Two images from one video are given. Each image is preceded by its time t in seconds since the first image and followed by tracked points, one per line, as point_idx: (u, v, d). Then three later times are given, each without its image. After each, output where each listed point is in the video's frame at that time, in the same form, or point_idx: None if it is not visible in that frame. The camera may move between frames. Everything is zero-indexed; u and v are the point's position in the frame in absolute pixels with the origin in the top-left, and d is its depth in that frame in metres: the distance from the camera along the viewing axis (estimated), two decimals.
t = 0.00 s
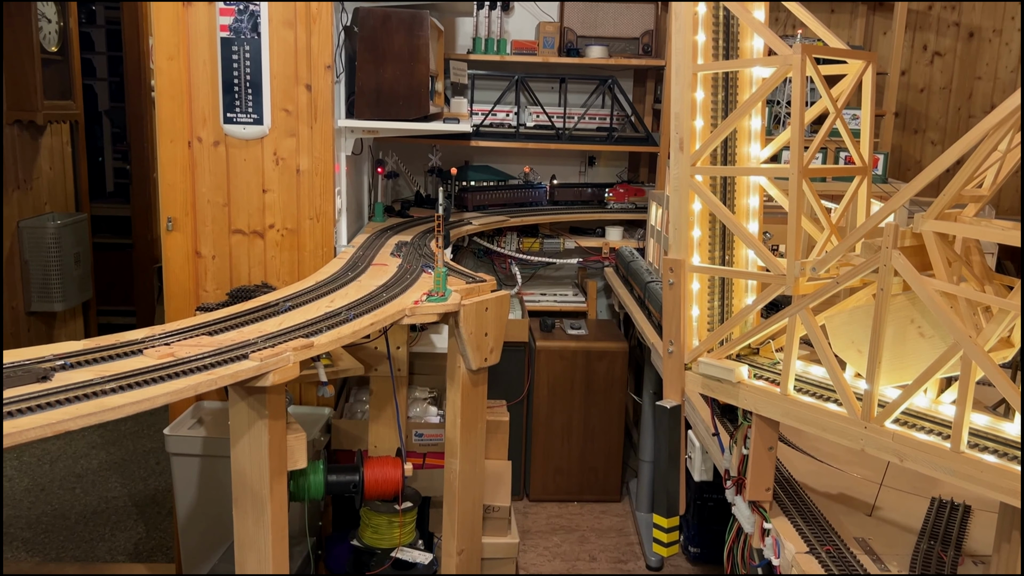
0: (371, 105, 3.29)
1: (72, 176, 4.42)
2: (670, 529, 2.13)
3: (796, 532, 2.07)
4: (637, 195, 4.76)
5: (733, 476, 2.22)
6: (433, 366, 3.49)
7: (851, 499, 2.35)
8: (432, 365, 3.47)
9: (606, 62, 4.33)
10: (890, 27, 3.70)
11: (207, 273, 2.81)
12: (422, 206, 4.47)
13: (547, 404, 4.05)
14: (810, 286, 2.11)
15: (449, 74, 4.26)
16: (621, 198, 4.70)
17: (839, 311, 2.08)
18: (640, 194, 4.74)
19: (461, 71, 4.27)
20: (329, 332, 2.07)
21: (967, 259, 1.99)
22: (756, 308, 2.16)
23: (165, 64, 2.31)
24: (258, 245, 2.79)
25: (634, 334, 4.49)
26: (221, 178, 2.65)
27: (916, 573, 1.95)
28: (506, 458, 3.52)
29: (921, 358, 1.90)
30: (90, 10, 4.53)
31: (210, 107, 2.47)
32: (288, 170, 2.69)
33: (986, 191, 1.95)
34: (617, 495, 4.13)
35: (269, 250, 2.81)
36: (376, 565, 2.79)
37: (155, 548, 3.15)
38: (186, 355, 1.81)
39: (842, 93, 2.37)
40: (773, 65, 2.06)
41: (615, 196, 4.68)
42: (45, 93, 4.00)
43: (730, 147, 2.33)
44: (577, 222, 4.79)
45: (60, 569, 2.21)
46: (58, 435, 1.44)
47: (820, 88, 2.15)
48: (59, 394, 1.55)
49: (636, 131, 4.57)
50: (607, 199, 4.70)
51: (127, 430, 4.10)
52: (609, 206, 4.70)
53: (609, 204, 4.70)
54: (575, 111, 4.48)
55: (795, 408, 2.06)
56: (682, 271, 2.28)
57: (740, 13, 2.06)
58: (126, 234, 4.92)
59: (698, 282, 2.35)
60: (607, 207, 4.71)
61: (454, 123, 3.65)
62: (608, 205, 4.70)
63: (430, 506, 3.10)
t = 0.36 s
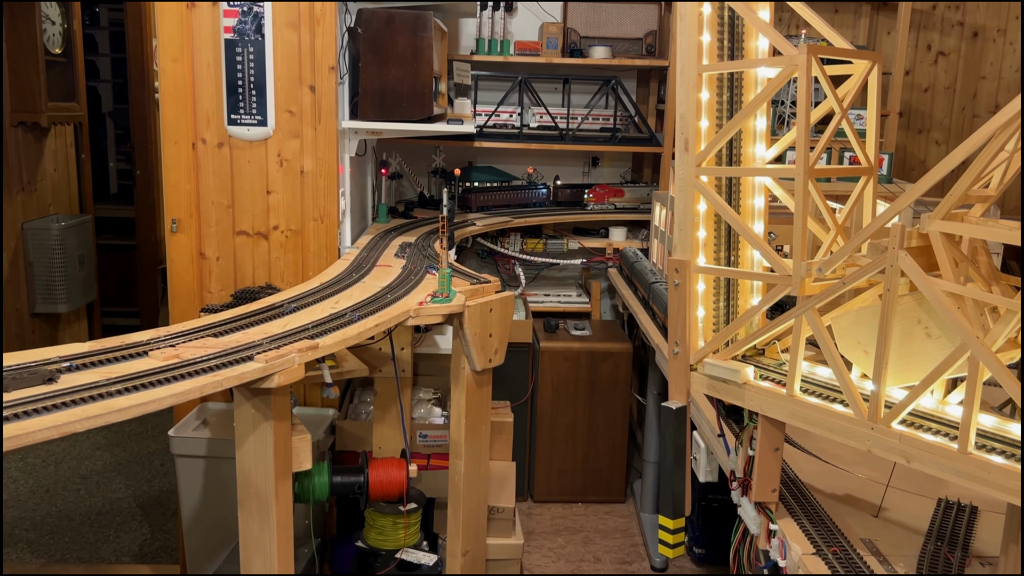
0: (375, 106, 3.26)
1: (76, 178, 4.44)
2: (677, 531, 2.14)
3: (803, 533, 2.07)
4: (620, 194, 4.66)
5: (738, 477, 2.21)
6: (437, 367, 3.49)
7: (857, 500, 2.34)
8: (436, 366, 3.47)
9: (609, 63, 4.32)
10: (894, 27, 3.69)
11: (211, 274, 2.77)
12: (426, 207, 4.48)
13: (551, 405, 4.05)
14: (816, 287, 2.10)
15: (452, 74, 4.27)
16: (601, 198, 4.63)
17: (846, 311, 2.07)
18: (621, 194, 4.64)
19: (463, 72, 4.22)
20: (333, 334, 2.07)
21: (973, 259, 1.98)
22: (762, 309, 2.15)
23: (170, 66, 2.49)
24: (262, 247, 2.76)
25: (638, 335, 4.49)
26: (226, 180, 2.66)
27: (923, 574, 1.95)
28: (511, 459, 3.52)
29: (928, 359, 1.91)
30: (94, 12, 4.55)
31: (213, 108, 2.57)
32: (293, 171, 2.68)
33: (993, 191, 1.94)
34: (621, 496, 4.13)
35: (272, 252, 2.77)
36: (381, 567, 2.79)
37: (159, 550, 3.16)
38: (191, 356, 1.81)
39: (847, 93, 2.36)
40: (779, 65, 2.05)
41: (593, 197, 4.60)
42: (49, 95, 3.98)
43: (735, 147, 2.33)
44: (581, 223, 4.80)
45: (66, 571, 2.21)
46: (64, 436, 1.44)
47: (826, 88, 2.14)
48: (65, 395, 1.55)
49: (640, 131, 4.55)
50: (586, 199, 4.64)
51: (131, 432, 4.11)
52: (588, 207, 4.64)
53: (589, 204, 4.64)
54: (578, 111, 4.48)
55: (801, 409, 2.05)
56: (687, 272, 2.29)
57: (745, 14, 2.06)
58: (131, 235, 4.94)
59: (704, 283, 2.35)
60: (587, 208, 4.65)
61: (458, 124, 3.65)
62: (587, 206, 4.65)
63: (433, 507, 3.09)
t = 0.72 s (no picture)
0: (379, 106, 3.28)
1: (79, 179, 4.44)
2: (682, 531, 2.11)
3: (809, 533, 2.06)
4: (600, 195, 4.67)
5: (745, 478, 2.21)
6: (441, 367, 3.48)
7: (864, 500, 2.33)
8: (440, 366, 3.46)
9: (612, 62, 4.32)
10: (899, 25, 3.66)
11: (215, 274, 2.77)
12: (430, 208, 4.49)
13: (555, 405, 4.04)
14: (822, 286, 2.09)
15: (455, 74, 4.25)
16: (582, 198, 4.63)
17: (853, 310, 2.06)
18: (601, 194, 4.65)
19: (467, 72, 4.18)
20: (337, 334, 2.06)
21: (981, 258, 1.97)
22: (768, 309, 2.14)
23: (174, 66, 2.49)
24: (265, 247, 2.75)
25: (642, 335, 4.48)
26: (229, 180, 2.66)
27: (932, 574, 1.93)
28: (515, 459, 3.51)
29: (935, 360, 1.89)
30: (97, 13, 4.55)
31: (218, 107, 2.54)
32: (296, 171, 2.68)
33: (1001, 189, 1.92)
34: (626, 496, 4.11)
35: (277, 253, 2.77)
36: (386, 567, 2.79)
37: (164, 551, 3.15)
38: (195, 357, 1.80)
39: (853, 91, 2.35)
40: (785, 63, 2.04)
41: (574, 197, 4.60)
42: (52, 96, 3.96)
43: (741, 146, 2.32)
44: (584, 222, 4.79)
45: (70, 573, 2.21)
46: (67, 438, 1.43)
47: (831, 86, 2.14)
48: (68, 397, 1.54)
49: (643, 130, 4.55)
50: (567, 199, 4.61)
51: (134, 433, 4.10)
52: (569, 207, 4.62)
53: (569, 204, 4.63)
54: (582, 110, 4.48)
55: (808, 410, 2.03)
56: (693, 271, 2.25)
57: (751, 12, 2.05)
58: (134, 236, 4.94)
59: (710, 282, 2.32)
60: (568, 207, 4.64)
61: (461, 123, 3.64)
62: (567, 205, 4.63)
63: (438, 509, 3.05)
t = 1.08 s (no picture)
0: (379, 104, 3.28)
1: (81, 179, 4.44)
2: (682, 527, 2.11)
3: (809, 530, 2.06)
4: (579, 193, 4.64)
5: (744, 474, 2.22)
6: (442, 365, 3.48)
7: (864, 496, 2.33)
8: (441, 364, 3.46)
9: (613, 59, 4.32)
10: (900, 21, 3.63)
11: (216, 273, 2.77)
12: (430, 205, 4.48)
13: (557, 403, 4.05)
14: (821, 282, 2.09)
15: (456, 72, 4.25)
16: (561, 196, 4.60)
17: (852, 306, 2.05)
18: (579, 193, 4.62)
19: (467, 70, 4.15)
20: (336, 332, 2.06)
21: (980, 253, 1.97)
22: (767, 305, 2.14)
23: (174, 65, 2.48)
24: (266, 246, 2.76)
25: (643, 332, 4.47)
26: (230, 179, 2.66)
27: (931, 571, 1.93)
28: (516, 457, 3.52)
29: (934, 354, 1.90)
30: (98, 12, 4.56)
31: (217, 107, 2.56)
32: (296, 170, 2.68)
33: (1000, 184, 1.92)
34: (628, 494, 4.12)
35: (277, 251, 2.77)
36: (386, 565, 2.79)
37: (166, 549, 3.16)
38: (194, 355, 1.81)
39: (852, 87, 2.35)
40: (783, 59, 2.05)
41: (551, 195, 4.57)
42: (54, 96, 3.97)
43: (740, 142, 2.33)
44: (586, 220, 4.78)
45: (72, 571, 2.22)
46: (66, 436, 1.43)
47: (830, 82, 2.14)
48: (67, 395, 1.55)
49: (644, 128, 4.56)
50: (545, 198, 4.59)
51: (137, 432, 4.11)
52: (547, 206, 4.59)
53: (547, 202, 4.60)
54: (583, 108, 4.48)
55: (806, 406, 2.03)
56: (692, 268, 2.24)
57: (749, 7, 2.04)
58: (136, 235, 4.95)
59: (709, 279, 2.32)
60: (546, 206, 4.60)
61: (461, 121, 3.63)
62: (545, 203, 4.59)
63: (439, 506, 3.07)
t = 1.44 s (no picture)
0: (382, 104, 3.27)
1: (86, 180, 4.46)
2: (687, 527, 2.11)
3: (815, 531, 2.05)
4: (562, 193, 4.56)
5: (749, 474, 2.22)
6: (446, 365, 3.48)
7: (869, 496, 2.32)
8: (445, 364, 3.47)
9: (617, 59, 4.31)
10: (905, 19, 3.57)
11: (220, 274, 2.82)
12: (434, 205, 4.47)
13: (561, 403, 4.04)
14: (826, 282, 2.08)
15: (459, 72, 4.25)
16: (544, 197, 4.50)
17: (856, 307, 2.06)
18: (562, 193, 4.53)
19: (471, 70, 4.24)
20: (341, 333, 2.06)
21: (985, 253, 1.96)
22: (772, 304, 2.14)
23: (177, 67, 2.36)
24: (271, 246, 2.82)
25: (648, 332, 4.47)
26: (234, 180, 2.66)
27: (938, 572, 1.92)
28: (521, 457, 3.53)
29: (939, 354, 1.90)
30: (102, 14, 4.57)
31: (220, 107, 2.40)
32: (300, 170, 2.69)
33: (1005, 183, 1.91)
34: (633, 493, 4.12)
35: (282, 252, 2.85)
36: (392, 565, 2.77)
37: (172, 549, 3.17)
38: (199, 357, 1.81)
39: (857, 85, 2.34)
40: (787, 59, 2.04)
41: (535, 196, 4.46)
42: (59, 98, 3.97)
43: (744, 141, 2.31)
44: (590, 219, 4.79)
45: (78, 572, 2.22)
46: (72, 438, 1.44)
47: (835, 82, 2.13)
48: (73, 397, 1.55)
49: (648, 127, 4.55)
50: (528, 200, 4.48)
51: (143, 432, 4.13)
52: (530, 207, 4.48)
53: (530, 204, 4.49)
54: (586, 107, 4.48)
55: (812, 406, 2.03)
56: (696, 268, 2.26)
57: (753, 7, 2.04)
58: (141, 236, 4.96)
59: (714, 279, 2.32)
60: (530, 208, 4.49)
61: (465, 121, 3.63)
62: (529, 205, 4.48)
63: (445, 506, 3.09)
